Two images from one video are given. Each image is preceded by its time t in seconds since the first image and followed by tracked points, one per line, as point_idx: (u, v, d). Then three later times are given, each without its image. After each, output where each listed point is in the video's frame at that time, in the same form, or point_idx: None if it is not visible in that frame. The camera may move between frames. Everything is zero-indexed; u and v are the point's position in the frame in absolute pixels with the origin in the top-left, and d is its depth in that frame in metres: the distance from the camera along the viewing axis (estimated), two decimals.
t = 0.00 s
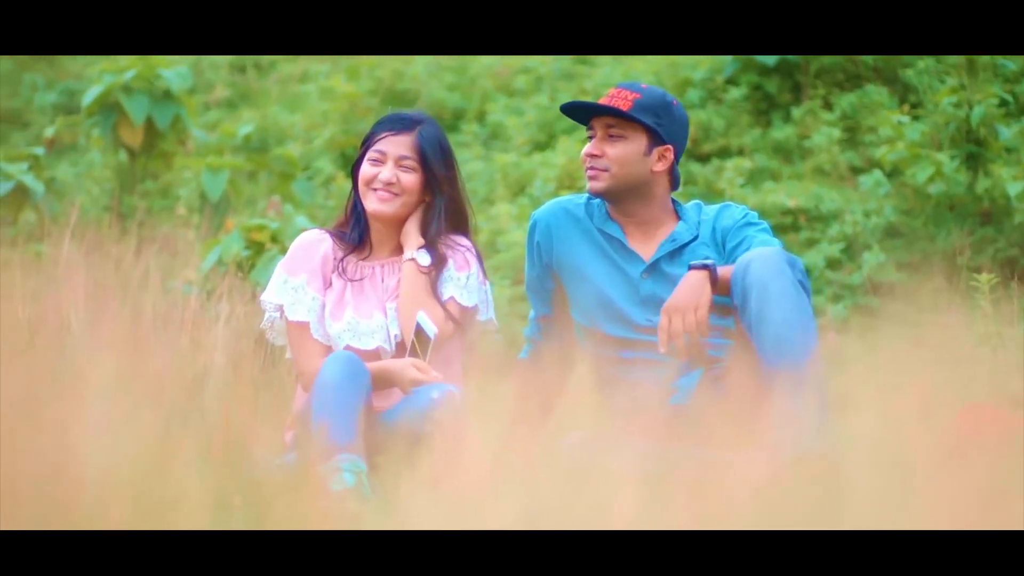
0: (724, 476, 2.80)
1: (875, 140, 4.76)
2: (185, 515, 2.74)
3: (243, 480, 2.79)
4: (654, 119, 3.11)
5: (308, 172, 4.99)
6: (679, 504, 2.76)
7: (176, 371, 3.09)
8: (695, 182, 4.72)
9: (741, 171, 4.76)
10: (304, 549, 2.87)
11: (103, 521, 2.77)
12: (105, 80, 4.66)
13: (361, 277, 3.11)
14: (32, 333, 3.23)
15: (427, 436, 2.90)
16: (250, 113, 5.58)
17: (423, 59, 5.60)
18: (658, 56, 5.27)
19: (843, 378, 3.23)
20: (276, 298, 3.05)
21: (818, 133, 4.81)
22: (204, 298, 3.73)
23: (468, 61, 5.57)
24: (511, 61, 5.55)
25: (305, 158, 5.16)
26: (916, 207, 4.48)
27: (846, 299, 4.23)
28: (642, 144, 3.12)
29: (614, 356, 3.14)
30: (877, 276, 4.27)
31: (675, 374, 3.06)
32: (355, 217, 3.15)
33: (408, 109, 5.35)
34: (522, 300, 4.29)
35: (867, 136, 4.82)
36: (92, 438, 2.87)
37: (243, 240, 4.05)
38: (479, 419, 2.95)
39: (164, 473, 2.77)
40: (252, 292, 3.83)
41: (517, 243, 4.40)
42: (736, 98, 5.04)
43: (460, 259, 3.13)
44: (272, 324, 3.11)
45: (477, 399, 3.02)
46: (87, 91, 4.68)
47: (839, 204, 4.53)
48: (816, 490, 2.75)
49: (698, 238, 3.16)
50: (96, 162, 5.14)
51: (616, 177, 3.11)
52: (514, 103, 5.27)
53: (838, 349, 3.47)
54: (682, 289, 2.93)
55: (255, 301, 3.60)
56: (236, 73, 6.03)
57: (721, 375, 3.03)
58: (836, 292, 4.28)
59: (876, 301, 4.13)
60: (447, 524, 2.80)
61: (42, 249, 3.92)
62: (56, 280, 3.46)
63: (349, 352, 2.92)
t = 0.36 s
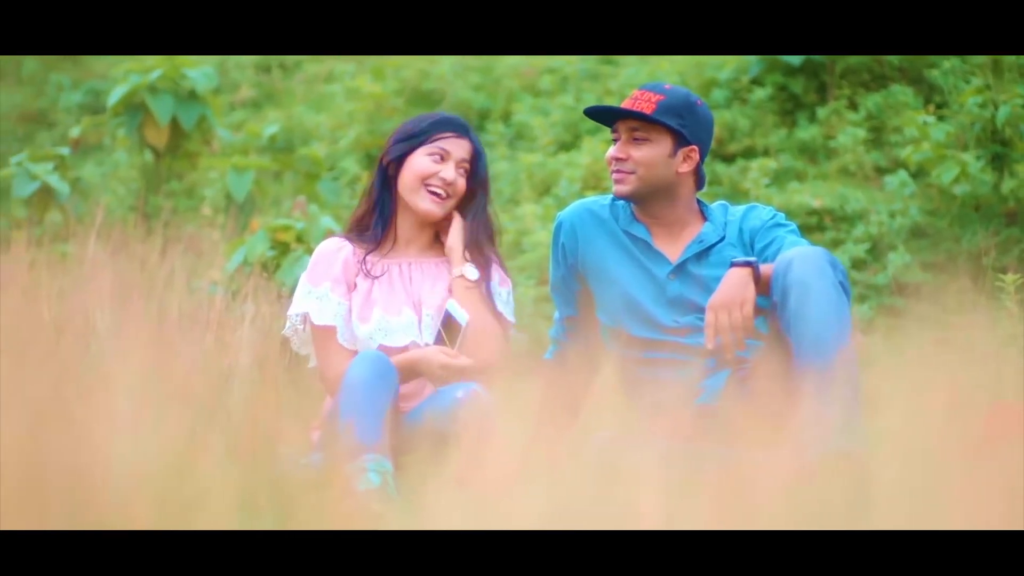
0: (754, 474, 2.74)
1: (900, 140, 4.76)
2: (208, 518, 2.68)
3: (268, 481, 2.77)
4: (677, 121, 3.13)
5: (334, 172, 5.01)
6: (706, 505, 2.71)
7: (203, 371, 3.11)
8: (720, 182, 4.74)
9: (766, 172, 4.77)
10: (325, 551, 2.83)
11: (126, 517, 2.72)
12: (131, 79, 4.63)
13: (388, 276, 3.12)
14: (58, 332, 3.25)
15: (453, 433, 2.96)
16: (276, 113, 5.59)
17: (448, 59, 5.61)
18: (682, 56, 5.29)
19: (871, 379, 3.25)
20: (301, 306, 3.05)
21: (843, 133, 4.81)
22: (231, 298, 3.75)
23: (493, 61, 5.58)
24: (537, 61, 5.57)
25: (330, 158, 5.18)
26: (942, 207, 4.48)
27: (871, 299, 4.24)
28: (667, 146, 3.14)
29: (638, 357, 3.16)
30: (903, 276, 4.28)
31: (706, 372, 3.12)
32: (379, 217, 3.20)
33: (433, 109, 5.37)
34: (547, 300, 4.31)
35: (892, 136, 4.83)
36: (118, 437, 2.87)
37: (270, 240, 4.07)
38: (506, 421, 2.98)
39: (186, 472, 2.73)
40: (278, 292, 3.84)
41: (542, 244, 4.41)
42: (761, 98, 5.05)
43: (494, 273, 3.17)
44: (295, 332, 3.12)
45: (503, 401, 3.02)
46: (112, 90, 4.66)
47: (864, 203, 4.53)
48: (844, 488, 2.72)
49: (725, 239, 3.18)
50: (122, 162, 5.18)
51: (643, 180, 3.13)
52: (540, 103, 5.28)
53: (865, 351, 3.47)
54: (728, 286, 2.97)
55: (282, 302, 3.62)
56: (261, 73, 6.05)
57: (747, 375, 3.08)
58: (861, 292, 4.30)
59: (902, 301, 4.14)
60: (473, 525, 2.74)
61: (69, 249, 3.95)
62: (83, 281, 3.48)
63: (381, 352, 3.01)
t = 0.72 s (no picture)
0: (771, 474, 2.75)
1: (920, 140, 4.77)
2: (226, 518, 2.67)
3: (288, 480, 2.77)
4: (692, 121, 3.12)
5: (353, 173, 5.02)
6: (726, 504, 2.71)
7: (222, 370, 3.12)
8: (739, 182, 4.74)
9: (786, 172, 4.77)
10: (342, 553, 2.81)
11: (146, 517, 2.71)
12: (151, 80, 4.64)
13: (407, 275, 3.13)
14: (76, 332, 3.25)
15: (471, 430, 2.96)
16: (296, 114, 5.59)
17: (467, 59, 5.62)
18: (702, 57, 5.29)
19: (892, 380, 3.25)
20: (316, 304, 3.04)
21: (863, 133, 4.81)
22: (252, 298, 3.75)
23: (513, 61, 5.59)
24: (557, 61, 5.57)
25: (350, 158, 5.20)
26: (961, 207, 4.49)
27: (891, 299, 4.25)
28: (682, 147, 3.13)
29: (658, 357, 3.16)
30: (923, 276, 4.28)
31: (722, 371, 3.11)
32: (388, 218, 3.17)
33: (452, 109, 5.37)
34: (566, 301, 4.31)
35: (912, 137, 4.82)
36: (137, 437, 2.87)
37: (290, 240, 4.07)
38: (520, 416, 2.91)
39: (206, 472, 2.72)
40: (298, 292, 3.84)
41: (562, 244, 4.42)
42: (781, 99, 5.04)
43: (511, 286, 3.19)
44: (307, 336, 3.10)
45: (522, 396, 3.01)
46: (132, 91, 4.68)
47: (883, 204, 4.53)
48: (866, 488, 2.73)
49: (744, 239, 3.19)
50: (141, 162, 5.20)
51: (659, 182, 3.13)
52: (559, 103, 5.28)
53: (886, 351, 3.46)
54: (745, 285, 2.97)
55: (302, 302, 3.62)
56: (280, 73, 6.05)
57: (766, 376, 3.09)
58: (881, 293, 4.30)
59: (922, 301, 4.14)
60: (488, 522, 2.70)
61: (89, 250, 3.96)
62: (103, 281, 3.49)
63: (387, 349, 2.98)
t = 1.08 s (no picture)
0: (791, 476, 2.76)
1: (940, 140, 4.76)
2: (246, 520, 2.69)
3: (305, 481, 2.76)
4: (713, 121, 3.12)
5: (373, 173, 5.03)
6: (745, 505, 2.74)
7: (242, 369, 3.12)
8: (760, 182, 4.74)
9: (806, 172, 4.77)
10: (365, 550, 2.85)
11: (168, 518, 2.72)
12: (171, 80, 4.64)
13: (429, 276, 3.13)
14: (97, 330, 3.26)
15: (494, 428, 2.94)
16: (316, 113, 5.59)
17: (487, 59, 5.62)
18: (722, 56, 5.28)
19: (915, 380, 3.25)
20: (336, 300, 3.05)
21: (883, 133, 4.81)
22: (272, 297, 3.75)
23: (533, 61, 5.58)
24: (577, 61, 5.57)
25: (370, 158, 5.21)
26: (981, 207, 4.47)
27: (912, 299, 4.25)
28: (703, 147, 3.13)
29: (678, 357, 3.17)
30: (943, 276, 4.28)
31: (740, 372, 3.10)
32: (409, 222, 3.16)
33: (471, 109, 5.37)
34: (587, 300, 4.31)
35: (932, 137, 4.81)
36: (155, 435, 2.86)
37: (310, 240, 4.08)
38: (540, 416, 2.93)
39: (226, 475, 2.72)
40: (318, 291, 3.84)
41: (581, 244, 4.41)
42: (801, 98, 5.04)
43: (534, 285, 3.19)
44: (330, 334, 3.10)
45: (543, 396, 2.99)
46: (152, 91, 4.68)
47: (904, 204, 4.53)
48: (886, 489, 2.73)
49: (764, 239, 3.19)
50: (161, 161, 5.21)
51: (682, 184, 3.13)
52: (579, 102, 5.28)
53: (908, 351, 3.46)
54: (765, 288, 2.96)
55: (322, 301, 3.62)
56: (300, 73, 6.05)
57: (787, 376, 3.08)
58: (902, 292, 4.31)
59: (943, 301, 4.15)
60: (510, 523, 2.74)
61: (110, 249, 3.97)
62: (124, 280, 3.49)
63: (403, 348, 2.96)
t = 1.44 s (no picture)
0: (806, 476, 2.77)
1: (957, 140, 4.76)
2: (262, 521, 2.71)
3: (322, 481, 2.78)
4: (731, 124, 3.14)
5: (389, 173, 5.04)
6: (762, 507, 2.75)
7: (259, 368, 3.13)
8: (777, 182, 4.75)
9: (823, 172, 4.77)
10: (384, 551, 2.85)
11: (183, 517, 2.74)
12: (188, 80, 4.65)
13: (443, 283, 3.13)
14: (115, 330, 3.27)
15: (511, 430, 2.96)
16: (333, 113, 5.60)
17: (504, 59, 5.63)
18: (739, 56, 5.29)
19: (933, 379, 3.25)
20: (358, 310, 3.11)
21: (900, 133, 4.81)
22: (290, 297, 3.76)
23: (549, 61, 5.59)
24: (594, 61, 5.58)
25: (387, 159, 5.22)
26: (998, 207, 4.47)
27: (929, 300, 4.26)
28: (724, 150, 3.14)
29: (694, 357, 3.18)
30: (960, 277, 4.27)
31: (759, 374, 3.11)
32: (433, 223, 3.16)
33: (488, 109, 5.38)
34: (604, 300, 4.31)
35: (949, 137, 4.81)
36: (169, 436, 2.85)
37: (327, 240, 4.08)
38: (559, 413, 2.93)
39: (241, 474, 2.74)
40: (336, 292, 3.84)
41: (598, 244, 4.41)
42: (818, 98, 5.04)
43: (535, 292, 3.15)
44: (353, 333, 3.15)
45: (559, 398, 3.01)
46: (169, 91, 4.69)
47: (921, 204, 4.53)
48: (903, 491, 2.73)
49: (781, 240, 3.20)
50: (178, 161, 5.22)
51: (707, 189, 3.14)
52: (595, 103, 5.28)
53: (927, 351, 3.46)
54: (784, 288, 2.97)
55: (339, 301, 3.62)
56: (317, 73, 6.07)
57: (803, 377, 3.10)
58: (918, 293, 4.31)
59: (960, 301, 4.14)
60: (522, 523, 2.74)
61: (127, 249, 3.98)
62: (143, 279, 3.50)
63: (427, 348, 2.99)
